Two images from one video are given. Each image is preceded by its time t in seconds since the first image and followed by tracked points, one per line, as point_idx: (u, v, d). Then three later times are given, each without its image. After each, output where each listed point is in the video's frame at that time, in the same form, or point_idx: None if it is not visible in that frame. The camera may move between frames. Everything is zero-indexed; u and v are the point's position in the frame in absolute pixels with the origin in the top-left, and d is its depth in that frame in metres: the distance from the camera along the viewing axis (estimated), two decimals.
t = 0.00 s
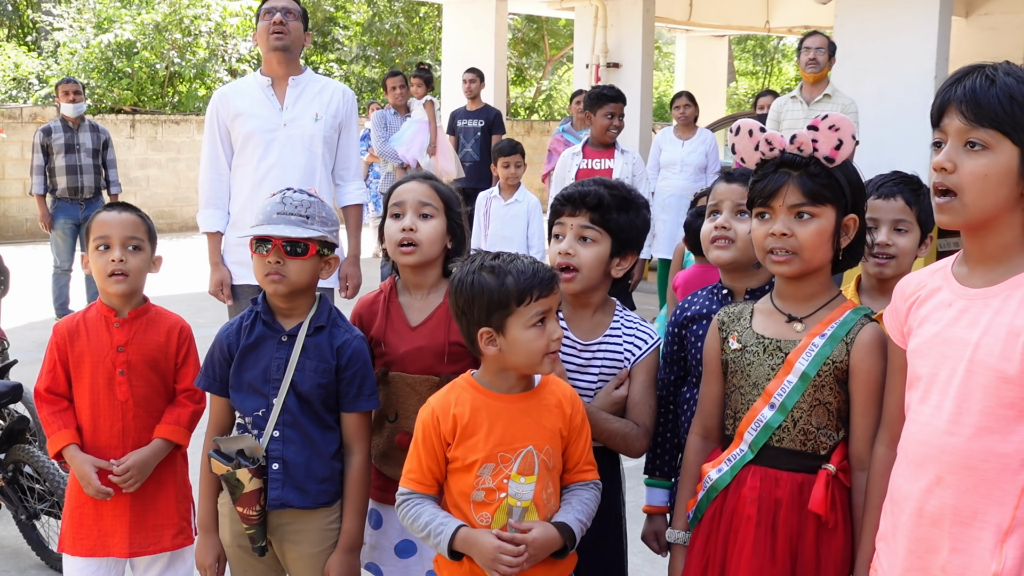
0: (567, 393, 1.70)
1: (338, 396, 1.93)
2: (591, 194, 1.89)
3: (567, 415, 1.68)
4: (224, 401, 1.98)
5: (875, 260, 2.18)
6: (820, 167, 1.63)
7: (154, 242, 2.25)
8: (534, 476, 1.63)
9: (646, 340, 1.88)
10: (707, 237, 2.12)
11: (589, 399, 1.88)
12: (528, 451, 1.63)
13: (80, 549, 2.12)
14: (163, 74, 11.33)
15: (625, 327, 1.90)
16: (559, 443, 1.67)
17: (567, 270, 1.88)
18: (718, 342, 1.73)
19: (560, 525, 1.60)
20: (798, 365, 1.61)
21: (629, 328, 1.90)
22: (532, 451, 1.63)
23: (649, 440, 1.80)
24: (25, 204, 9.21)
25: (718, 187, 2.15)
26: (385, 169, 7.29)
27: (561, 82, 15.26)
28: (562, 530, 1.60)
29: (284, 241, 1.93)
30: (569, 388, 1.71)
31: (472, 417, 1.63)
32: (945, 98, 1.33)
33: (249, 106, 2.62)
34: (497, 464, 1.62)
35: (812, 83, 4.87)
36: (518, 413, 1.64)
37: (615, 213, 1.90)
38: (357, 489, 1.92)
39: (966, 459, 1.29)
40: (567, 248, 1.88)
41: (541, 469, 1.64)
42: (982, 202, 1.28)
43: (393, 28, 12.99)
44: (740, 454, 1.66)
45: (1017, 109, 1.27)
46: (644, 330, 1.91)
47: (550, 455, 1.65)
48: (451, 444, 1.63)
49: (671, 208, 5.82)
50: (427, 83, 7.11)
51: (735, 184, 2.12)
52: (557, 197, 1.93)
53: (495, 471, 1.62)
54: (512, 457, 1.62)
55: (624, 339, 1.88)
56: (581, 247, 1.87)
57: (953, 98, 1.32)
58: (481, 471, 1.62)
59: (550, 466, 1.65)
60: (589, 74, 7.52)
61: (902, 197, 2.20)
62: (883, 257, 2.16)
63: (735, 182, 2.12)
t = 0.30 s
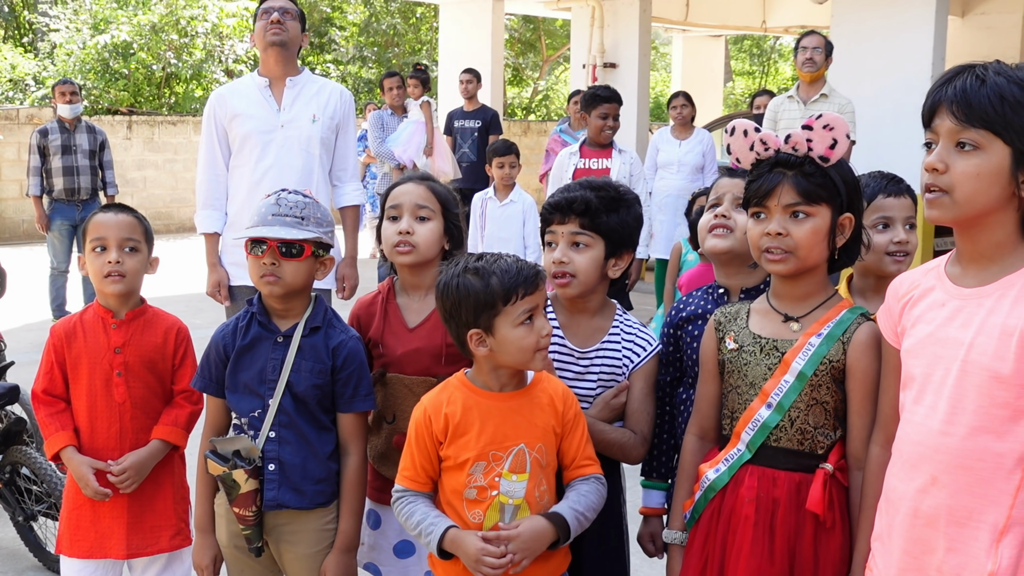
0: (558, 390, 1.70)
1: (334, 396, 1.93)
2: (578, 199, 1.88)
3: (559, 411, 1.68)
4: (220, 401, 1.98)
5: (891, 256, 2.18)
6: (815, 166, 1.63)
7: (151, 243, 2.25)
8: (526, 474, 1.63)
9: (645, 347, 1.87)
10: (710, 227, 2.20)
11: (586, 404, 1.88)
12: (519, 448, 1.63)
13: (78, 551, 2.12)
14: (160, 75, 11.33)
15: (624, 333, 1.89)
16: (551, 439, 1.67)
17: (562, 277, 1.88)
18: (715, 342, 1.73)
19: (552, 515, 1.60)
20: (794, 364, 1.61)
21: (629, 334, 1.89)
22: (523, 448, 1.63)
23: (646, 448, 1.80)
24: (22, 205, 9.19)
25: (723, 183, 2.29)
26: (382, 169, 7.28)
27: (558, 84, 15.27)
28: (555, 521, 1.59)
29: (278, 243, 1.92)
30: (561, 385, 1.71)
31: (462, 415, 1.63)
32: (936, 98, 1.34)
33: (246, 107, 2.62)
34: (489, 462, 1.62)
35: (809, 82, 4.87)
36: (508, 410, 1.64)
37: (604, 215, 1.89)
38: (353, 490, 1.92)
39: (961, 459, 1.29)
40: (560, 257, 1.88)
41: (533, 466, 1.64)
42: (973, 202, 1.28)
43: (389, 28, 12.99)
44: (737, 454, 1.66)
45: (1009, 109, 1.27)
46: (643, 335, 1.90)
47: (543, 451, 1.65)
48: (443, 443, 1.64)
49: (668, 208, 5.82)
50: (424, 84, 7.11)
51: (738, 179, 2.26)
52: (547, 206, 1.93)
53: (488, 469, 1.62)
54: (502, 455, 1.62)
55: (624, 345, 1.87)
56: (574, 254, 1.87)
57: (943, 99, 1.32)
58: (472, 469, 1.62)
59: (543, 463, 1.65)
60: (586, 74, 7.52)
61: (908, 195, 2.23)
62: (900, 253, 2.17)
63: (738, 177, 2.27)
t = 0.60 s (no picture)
0: (540, 371, 1.70)
1: (331, 393, 1.93)
2: (573, 196, 1.88)
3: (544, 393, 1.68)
4: (216, 399, 1.97)
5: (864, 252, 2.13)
6: (812, 161, 1.63)
7: (149, 242, 2.25)
8: (512, 460, 1.64)
9: (645, 343, 1.87)
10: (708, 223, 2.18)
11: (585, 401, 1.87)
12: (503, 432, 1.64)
13: (76, 550, 2.10)
14: (160, 80, 11.40)
15: (622, 328, 1.88)
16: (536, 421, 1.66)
17: (559, 274, 1.87)
18: (713, 338, 1.73)
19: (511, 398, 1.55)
20: (791, 359, 1.61)
21: (628, 329, 1.89)
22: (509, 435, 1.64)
23: (645, 445, 1.79)
24: (22, 210, 9.18)
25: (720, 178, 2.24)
26: (382, 173, 7.29)
27: (557, 88, 15.30)
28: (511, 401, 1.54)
29: (273, 240, 1.91)
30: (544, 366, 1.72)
31: (448, 401, 1.65)
32: (930, 92, 1.34)
33: (247, 108, 2.63)
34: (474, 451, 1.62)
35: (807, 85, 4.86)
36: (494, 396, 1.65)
37: (599, 211, 1.89)
38: (351, 486, 1.92)
39: (957, 452, 1.28)
40: (557, 254, 1.87)
41: (522, 450, 1.66)
42: (968, 195, 1.28)
43: (389, 33, 12.99)
44: (735, 449, 1.66)
45: (1004, 102, 1.27)
46: (641, 331, 1.90)
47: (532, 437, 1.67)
48: (430, 433, 1.64)
49: (667, 211, 5.83)
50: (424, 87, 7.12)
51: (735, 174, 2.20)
52: (542, 203, 1.93)
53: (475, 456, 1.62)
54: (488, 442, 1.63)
55: (622, 341, 1.87)
56: (571, 250, 1.87)
57: (937, 92, 1.32)
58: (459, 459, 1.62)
59: (531, 447, 1.67)
60: (584, 78, 7.54)
61: (885, 188, 2.19)
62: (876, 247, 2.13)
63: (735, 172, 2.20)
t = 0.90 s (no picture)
0: (531, 397, 1.68)
1: (330, 428, 1.89)
2: (574, 228, 1.86)
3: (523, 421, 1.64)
4: (216, 436, 1.94)
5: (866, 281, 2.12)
6: (815, 187, 1.63)
7: (150, 280, 2.24)
8: (486, 489, 1.61)
9: (648, 371, 1.86)
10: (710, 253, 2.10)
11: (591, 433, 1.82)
12: (477, 459, 1.63)
13: None
14: (167, 132, 11.52)
15: (625, 359, 1.86)
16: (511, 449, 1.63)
17: (560, 306, 1.85)
18: (717, 366, 1.69)
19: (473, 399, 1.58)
20: (797, 387, 1.58)
21: (630, 359, 1.87)
22: (486, 464, 1.63)
23: (655, 473, 1.78)
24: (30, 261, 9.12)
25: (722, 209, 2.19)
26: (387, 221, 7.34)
27: (562, 138, 15.42)
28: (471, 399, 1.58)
29: (271, 273, 1.90)
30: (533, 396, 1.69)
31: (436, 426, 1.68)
32: (931, 111, 1.33)
33: (253, 150, 2.65)
34: (450, 476, 1.63)
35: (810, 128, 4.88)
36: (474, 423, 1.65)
37: (599, 242, 1.86)
38: (352, 523, 1.87)
39: (966, 475, 1.25)
40: (557, 285, 1.85)
41: (494, 482, 1.61)
42: (970, 215, 1.27)
43: (394, 85, 12.95)
44: (742, 479, 1.61)
45: (1005, 120, 1.26)
46: (644, 361, 1.88)
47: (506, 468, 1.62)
48: (417, 457, 1.68)
49: (673, 256, 5.78)
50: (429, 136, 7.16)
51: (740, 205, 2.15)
52: (542, 235, 1.90)
53: (450, 482, 1.63)
54: (464, 469, 1.63)
55: (625, 371, 1.85)
56: (571, 282, 1.84)
57: (938, 111, 1.32)
58: (436, 483, 1.64)
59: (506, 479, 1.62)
60: (588, 125, 7.62)
61: (889, 217, 2.18)
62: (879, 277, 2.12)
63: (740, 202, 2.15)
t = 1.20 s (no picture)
0: (544, 456, 1.61)
1: (335, 469, 1.85)
2: (568, 257, 1.84)
3: (520, 475, 1.59)
4: (222, 479, 1.90)
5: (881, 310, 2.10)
6: (825, 216, 1.60)
7: (158, 323, 2.22)
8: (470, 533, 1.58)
9: (659, 406, 1.81)
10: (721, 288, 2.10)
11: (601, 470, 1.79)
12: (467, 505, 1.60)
13: None
14: (181, 186, 11.19)
15: (634, 394, 1.82)
16: (502, 503, 1.59)
17: (561, 338, 1.83)
18: (731, 400, 1.65)
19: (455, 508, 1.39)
20: (813, 418, 1.54)
21: (640, 393, 1.83)
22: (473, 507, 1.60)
23: (670, 509, 1.72)
24: (44, 316, 8.66)
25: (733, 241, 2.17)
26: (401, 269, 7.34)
27: (573, 187, 15.40)
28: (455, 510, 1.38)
29: (273, 309, 1.87)
30: (540, 450, 1.62)
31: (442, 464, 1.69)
32: (945, 134, 1.31)
33: (264, 196, 2.67)
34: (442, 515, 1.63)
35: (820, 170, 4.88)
36: (472, 466, 1.63)
37: (597, 271, 1.83)
38: (358, 564, 1.82)
39: (988, 506, 1.20)
40: (556, 316, 1.83)
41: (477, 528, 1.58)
42: (987, 239, 1.24)
43: (406, 136, 13.03)
44: (758, 514, 1.56)
45: (1018, 141, 1.24)
46: (655, 395, 1.84)
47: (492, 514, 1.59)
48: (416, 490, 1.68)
49: (685, 301, 5.75)
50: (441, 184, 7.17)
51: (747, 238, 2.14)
52: (542, 269, 1.88)
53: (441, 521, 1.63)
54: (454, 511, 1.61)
55: (635, 405, 1.80)
56: (570, 312, 1.82)
57: (952, 133, 1.30)
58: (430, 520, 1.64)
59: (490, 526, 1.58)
60: (599, 171, 7.65)
61: (903, 248, 2.15)
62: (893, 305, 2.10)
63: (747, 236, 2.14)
